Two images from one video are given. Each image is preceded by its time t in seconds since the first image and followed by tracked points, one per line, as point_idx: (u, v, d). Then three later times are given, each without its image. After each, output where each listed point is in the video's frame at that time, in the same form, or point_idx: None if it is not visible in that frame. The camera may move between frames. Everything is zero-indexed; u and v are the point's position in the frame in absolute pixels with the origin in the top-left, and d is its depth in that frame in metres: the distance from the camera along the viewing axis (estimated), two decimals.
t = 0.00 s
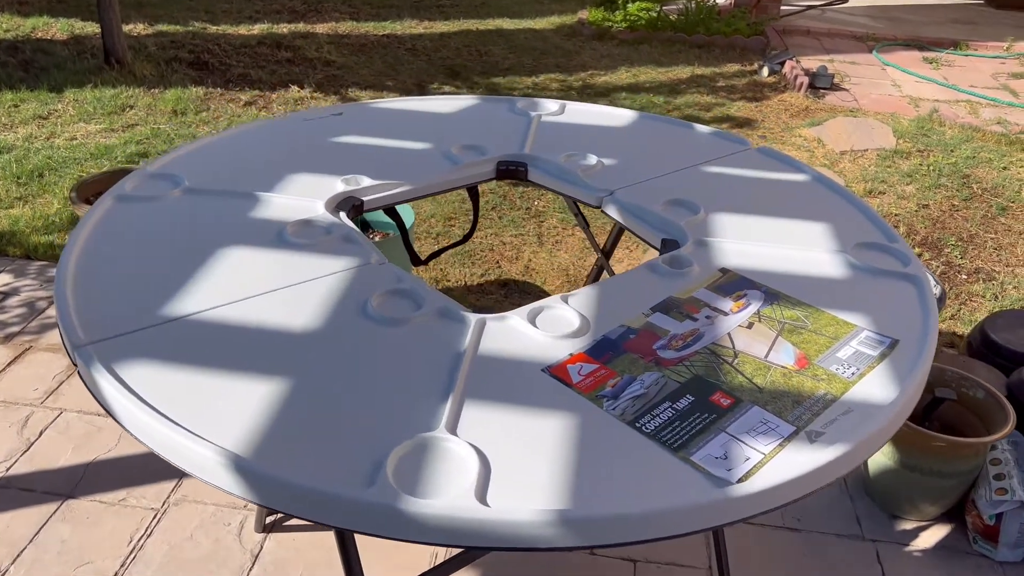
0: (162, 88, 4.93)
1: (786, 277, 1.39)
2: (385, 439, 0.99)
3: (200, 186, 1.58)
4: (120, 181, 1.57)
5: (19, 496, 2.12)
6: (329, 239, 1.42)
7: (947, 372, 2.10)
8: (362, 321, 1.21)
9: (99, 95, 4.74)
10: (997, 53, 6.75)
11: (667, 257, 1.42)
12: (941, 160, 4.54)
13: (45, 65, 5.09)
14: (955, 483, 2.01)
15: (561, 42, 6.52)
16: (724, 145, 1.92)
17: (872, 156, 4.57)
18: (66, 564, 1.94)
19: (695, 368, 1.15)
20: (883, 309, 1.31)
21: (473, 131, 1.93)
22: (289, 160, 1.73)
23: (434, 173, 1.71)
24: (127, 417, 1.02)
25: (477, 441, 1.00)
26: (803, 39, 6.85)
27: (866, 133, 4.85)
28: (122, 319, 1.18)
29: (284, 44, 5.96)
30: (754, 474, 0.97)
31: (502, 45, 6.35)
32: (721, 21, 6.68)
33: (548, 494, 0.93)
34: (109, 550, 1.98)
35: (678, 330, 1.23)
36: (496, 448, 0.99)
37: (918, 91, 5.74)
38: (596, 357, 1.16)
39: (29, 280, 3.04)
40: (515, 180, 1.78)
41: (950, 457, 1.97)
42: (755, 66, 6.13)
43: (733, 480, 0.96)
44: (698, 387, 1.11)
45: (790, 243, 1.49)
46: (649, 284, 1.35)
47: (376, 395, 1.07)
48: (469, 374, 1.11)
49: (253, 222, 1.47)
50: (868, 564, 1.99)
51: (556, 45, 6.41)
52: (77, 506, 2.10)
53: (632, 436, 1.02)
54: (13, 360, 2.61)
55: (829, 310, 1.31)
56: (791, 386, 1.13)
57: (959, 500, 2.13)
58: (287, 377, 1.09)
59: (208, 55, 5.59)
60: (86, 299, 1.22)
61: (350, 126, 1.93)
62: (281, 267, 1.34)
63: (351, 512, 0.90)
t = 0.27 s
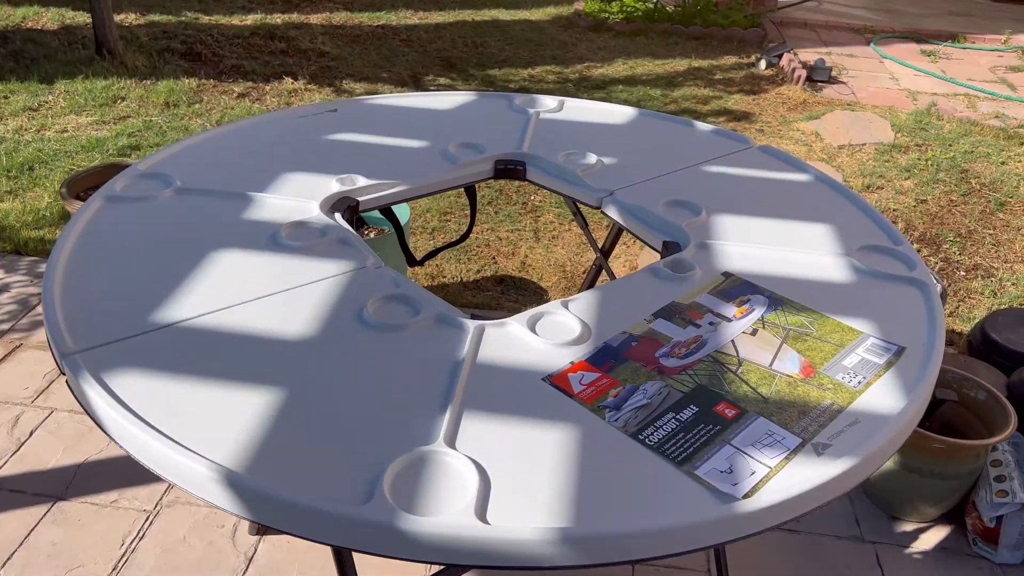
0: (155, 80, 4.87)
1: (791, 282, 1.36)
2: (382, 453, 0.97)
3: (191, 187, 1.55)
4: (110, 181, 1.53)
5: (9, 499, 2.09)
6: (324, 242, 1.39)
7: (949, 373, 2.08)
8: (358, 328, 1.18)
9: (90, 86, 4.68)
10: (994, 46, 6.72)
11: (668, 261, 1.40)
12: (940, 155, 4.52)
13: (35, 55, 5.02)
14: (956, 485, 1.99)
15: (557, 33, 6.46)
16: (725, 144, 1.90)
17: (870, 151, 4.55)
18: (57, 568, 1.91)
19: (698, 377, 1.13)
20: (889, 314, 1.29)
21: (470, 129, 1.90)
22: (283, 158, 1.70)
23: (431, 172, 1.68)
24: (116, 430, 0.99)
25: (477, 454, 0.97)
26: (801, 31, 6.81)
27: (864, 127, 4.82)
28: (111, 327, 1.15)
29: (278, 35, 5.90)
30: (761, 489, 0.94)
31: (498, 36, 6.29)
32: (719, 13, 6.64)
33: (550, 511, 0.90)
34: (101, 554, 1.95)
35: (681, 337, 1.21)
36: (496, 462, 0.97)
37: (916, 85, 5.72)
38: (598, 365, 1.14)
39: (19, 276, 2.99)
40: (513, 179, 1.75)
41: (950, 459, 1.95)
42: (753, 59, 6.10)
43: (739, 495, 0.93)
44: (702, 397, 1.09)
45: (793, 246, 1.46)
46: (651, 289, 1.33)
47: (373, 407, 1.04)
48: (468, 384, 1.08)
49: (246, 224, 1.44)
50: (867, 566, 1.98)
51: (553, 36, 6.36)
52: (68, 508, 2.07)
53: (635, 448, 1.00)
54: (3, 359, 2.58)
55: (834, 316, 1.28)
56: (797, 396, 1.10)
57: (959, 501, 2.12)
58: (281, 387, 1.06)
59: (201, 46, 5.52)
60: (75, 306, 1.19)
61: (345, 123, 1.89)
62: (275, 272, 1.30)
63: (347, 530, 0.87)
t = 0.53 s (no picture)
0: (149, 74, 4.81)
1: (795, 291, 1.32)
2: (372, 475, 0.93)
3: (179, 189, 1.50)
4: (95, 183, 1.49)
5: None
6: (314, 248, 1.34)
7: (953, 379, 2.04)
8: (349, 340, 1.14)
9: (83, 80, 4.62)
10: (997, 42, 6.67)
11: (669, 269, 1.35)
12: (942, 152, 4.48)
13: (28, 48, 4.96)
14: (960, 493, 1.96)
15: (556, 27, 6.40)
16: (728, 145, 1.85)
17: (872, 148, 4.51)
18: None
19: (701, 393, 1.09)
20: (897, 326, 1.25)
21: (467, 129, 1.85)
22: (274, 159, 1.65)
23: (426, 174, 1.63)
24: (95, 449, 0.95)
25: (471, 476, 0.94)
26: (803, 26, 6.75)
27: (866, 124, 4.77)
28: (93, 338, 1.11)
29: (274, 28, 5.83)
30: (766, 513, 0.91)
31: (496, 30, 6.23)
32: (720, 7, 6.59)
33: (547, 537, 0.87)
34: (89, 562, 1.91)
35: (683, 350, 1.17)
36: (490, 485, 0.93)
37: (918, 81, 5.67)
38: (597, 380, 1.10)
39: (10, 275, 2.95)
40: (510, 181, 1.71)
41: (955, 467, 1.92)
42: (754, 54, 6.04)
43: (743, 520, 0.90)
44: (705, 415, 1.05)
45: (798, 253, 1.42)
46: (652, 299, 1.28)
47: (363, 425, 1.00)
48: (462, 400, 1.04)
49: (235, 228, 1.39)
50: None
51: (552, 30, 6.29)
52: (56, 515, 2.03)
53: (636, 469, 0.96)
54: None
55: (840, 328, 1.24)
56: (802, 413, 1.07)
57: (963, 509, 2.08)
58: (268, 404, 1.02)
59: (196, 39, 5.45)
60: (55, 316, 1.14)
61: (339, 123, 1.85)
62: (264, 279, 1.26)
63: (335, 558, 0.83)
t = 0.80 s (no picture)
0: (146, 69, 4.75)
1: (803, 308, 1.27)
2: (357, 511, 0.88)
3: (165, 198, 1.45)
4: (78, 191, 1.43)
5: None
6: (303, 260, 1.29)
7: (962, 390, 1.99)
8: (337, 360, 1.09)
9: (79, 75, 4.56)
10: (1003, 40, 6.59)
11: (672, 284, 1.30)
12: (948, 152, 4.42)
13: (23, 42, 4.90)
14: (967, 508, 1.91)
15: (558, 22, 6.32)
16: (732, 151, 1.80)
17: (877, 148, 4.45)
18: None
19: (705, 420, 1.04)
20: (909, 345, 1.20)
21: (464, 133, 1.80)
22: (264, 164, 1.60)
23: (421, 181, 1.58)
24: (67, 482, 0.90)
25: (462, 512, 0.89)
26: (807, 22, 6.68)
27: (871, 123, 4.71)
28: (68, 359, 1.06)
29: (273, 22, 5.76)
30: (773, 553, 0.86)
31: (498, 26, 6.16)
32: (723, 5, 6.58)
33: None
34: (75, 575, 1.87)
35: (686, 372, 1.12)
36: (481, 521, 0.88)
37: (924, 79, 5.60)
38: (597, 405, 1.05)
39: None
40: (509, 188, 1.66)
41: (964, 482, 1.86)
42: (758, 50, 5.97)
43: (749, 560, 0.85)
44: (708, 443, 1.00)
45: (805, 267, 1.37)
46: (653, 315, 1.23)
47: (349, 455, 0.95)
48: (455, 426, 0.99)
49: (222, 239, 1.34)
50: None
51: (554, 26, 6.22)
52: (43, 525, 1.97)
53: (636, 503, 0.91)
54: None
55: (849, 347, 1.19)
56: (811, 442, 1.02)
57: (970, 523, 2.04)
58: (250, 431, 0.97)
59: (193, 33, 5.39)
60: (30, 336, 1.09)
61: (332, 126, 1.79)
62: (251, 293, 1.21)
63: None
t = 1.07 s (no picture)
0: (146, 63, 4.70)
1: (816, 329, 1.22)
2: (344, 553, 0.83)
3: (154, 207, 1.40)
4: (64, 200, 1.38)
5: None
6: (295, 275, 1.24)
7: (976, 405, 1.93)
8: (328, 385, 1.04)
9: (78, 69, 4.51)
10: (1016, 37, 6.50)
11: (679, 303, 1.25)
12: (960, 153, 4.34)
13: (24, 35, 4.85)
14: (981, 528, 1.86)
15: (564, 17, 6.25)
16: (743, 159, 1.74)
17: (887, 148, 4.37)
18: None
19: (714, 453, 0.99)
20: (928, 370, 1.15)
21: (465, 137, 1.74)
22: (258, 171, 1.54)
23: (420, 189, 1.52)
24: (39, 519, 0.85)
25: (456, 554, 0.84)
26: (817, 17, 6.58)
27: (882, 122, 4.63)
28: (45, 383, 1.01)
29: (275, 16, 5.69)
30: None
31: (503, 20, 6.08)
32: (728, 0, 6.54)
33: None
34: None
35: (694, 399, 1.07)
36: (476, 565, 0.83)
37: (935, 77, 5.51)
38: (600, 436, 1.00)
39: None
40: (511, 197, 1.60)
41: (978, 501, 1.81)
42: (766, 47, 5.89)
43: None
44: (717, 478, 0.95)
45: (819, 285, 1.31)
46: (660, 335, 1.18)
47: (337, 489, 0.90)
48: (450, 459, 0.94)
49: (211, 252, 1.29)
50: None
51: (560, 21, 6.15)
52: (34, 537, 1.92)
53: (641, 546, 0.86)
54: None
55: (866, 373, 1.14)
56: (826, 477, 0.97)
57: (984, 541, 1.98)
58: (234, 462, 0.92)
59: (195, 27, 5.33)
60: (6, 358, 1.05)
61: (329, 130, 1.74)
62: (239, 311, 1.16)
63: None
